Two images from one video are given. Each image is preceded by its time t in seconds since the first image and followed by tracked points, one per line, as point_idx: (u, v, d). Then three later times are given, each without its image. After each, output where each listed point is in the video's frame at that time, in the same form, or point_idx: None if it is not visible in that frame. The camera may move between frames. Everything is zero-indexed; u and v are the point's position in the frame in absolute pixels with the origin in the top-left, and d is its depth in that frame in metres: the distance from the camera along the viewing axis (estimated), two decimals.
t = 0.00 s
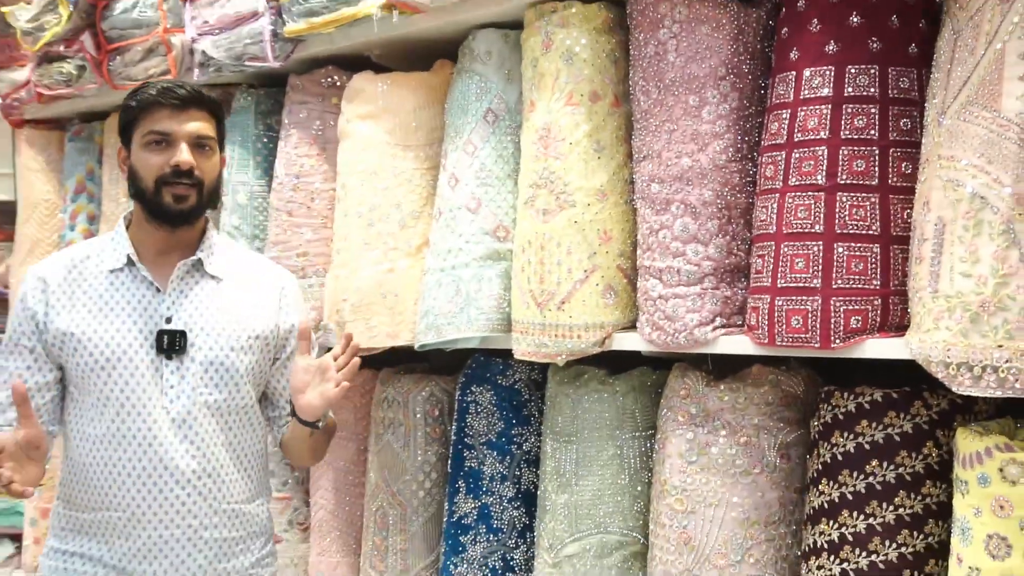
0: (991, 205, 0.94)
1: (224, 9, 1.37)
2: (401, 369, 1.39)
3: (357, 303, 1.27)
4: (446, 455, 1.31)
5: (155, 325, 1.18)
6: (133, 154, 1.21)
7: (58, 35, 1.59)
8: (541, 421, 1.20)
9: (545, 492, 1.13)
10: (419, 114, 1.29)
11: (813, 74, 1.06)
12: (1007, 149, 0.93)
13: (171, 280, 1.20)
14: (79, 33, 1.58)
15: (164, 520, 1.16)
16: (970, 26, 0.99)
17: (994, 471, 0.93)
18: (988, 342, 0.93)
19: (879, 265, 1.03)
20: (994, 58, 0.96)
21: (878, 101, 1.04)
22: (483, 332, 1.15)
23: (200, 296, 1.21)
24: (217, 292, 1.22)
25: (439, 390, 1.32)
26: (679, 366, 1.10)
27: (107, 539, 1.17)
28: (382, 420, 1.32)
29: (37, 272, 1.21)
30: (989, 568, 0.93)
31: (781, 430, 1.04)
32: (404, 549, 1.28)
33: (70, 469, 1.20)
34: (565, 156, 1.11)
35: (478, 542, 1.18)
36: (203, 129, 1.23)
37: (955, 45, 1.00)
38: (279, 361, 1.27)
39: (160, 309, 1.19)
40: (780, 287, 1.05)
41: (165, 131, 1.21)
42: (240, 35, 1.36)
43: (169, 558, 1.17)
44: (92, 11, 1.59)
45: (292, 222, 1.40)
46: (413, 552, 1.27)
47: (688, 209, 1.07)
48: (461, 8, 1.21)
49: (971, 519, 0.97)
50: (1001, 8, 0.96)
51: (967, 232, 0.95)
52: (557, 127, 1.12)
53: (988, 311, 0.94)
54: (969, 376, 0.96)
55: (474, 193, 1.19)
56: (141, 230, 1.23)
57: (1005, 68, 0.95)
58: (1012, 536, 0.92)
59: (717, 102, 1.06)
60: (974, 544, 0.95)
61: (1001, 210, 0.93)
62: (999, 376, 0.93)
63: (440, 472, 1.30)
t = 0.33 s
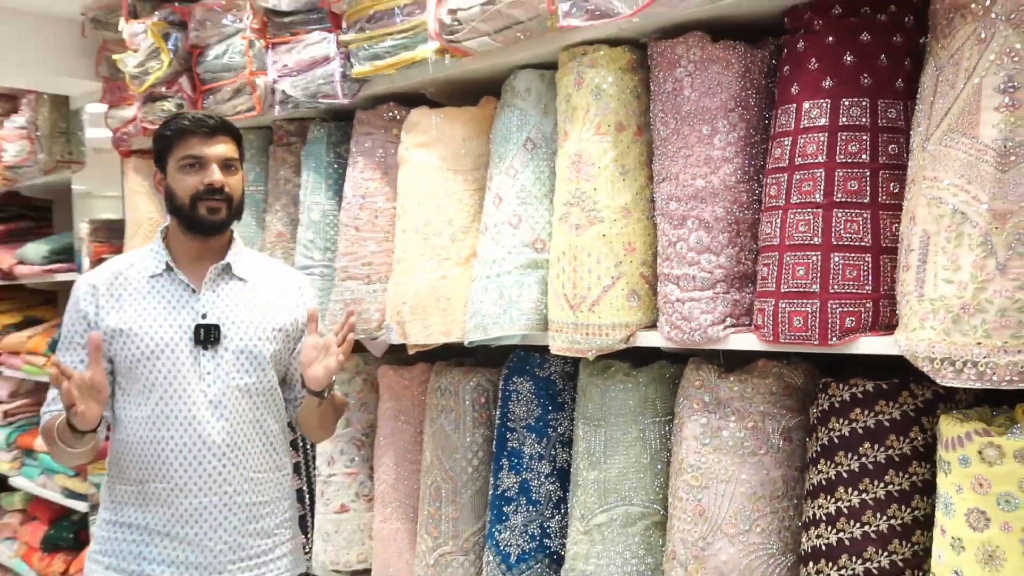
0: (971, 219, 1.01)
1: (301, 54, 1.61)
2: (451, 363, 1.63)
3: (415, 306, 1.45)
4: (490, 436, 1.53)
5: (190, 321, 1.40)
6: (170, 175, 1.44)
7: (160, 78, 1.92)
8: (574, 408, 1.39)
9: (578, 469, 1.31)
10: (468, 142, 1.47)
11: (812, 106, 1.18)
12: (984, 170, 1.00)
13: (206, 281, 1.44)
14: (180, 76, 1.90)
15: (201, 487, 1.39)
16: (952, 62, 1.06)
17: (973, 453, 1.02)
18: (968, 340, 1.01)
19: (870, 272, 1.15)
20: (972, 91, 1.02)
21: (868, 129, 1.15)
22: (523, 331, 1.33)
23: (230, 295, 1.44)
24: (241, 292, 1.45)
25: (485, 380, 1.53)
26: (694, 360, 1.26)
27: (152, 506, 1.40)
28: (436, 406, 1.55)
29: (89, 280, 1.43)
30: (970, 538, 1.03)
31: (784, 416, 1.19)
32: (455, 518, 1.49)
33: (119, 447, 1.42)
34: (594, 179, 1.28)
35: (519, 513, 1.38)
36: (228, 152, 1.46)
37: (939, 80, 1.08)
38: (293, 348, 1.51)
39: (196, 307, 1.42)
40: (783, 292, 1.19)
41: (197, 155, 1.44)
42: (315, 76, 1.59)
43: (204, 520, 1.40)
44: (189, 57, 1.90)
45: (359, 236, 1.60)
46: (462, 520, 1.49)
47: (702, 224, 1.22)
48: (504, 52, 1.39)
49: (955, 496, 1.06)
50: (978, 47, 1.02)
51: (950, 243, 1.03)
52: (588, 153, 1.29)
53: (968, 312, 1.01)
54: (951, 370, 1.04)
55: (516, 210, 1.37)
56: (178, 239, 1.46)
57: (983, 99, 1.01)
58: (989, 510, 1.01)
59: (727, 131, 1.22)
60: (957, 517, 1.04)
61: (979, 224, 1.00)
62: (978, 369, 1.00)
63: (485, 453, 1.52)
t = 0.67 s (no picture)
0: (984, 223, 1.01)
1: (333, 63, 1.68)
2: (475, 361, 1.69)
3: (441, 305, 1.51)
4: (512, 431, 1.60)
5: (191, 320, 1.48)
6: (166, 181, 1.49)
7: (200, 86, 1.98)
8: (593, 404, 1.49)
9: (597, 464, 1.39)
10: (492, 148, 1.52)
11: (827, 113, 1.18)
12: (997, 176, 1.01)
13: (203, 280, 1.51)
14: (217, 85, 1.96)
15: (205, 478, 1.47)
16: (965, 71, 1.06)
17: (985, 451, 1.02)
18: (981, 340, 1.01)
19: (884, 274, 1.15)
20: (986, 100, 1.02)
21: (882, 135, 1.15)
22: (545, 329, 1.38)
23: (229, 294, 1.52)
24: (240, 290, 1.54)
25: (507, 376, 1.61)
26: (711, 358, 1.31)
27: (156, 499, 1.47)
28: (460, 401, 1.62)
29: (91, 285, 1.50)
30: (981, 534, 1.02)
31: (797, 413, 1.23)
32: (478, 509, 1.57)
33: (122, 444, 1.49)
34: (615, 183, 1.33)
35: (540, 505, 1.47)
36: (220, 155, 1.53)
37: (952, 88, 1.07)
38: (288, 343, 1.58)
39: (196, 307, 1.49)
40: (798, 293, 1.19)
41: (191, 160, 1.50)
42: (347, 84, 1.66)
43: (208, 511, 1.47)
44: (227, 66, 1.97)
45: (388, 237, 1.66)
46: (485, 511, 1.57)
47: (719, 227, 1.26)
48: (528, 61, 1.45)
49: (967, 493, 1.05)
50: (992, 56, 1.02)
51: (962, 246, 1.03)
52: (609, 158, 1.34)
53: (981, 314, 1.01)
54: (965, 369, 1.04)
55: (539, 213, 1.42)
56: (174, 241, 1.53)
57: (995, 108, 1.02)
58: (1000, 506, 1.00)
59: (745, 137, 1.25)
60: (968, 514, 1.04)
61: (992, 228, 1.01)
62: (990, 369, 1.00)
63: (507, 447, 1.60)
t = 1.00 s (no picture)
0: (1005, 221, 1.01)
1: (349, 62, 1.69)
2: (491, 358, 1.69)
3: (456, 303, 1.51)
4: (528, 429, 1.60)
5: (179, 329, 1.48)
6: (155, 191, 1.47)
7: (217, 85, 1.99)
8: (608, 402, 1.49)
9: (613, 462, 1.39)
10: (507, 145, 1.53)
11: (846, 111, 1.17)
12: (1019, 173, 1.00)
13: (190, 289, 1.51)
14: (234, 83, 1.97)
15: (190, 486, 1.48)
16: (986, 67, 1.04)
17: (1006, 450, 1.01)
18: (1002, 339, 1.00)
19: (904, 272, 1.14)
20: (1008, 96, 1.01)
21: (902, 133, 1.14)
22: (560, 327, 1.39)
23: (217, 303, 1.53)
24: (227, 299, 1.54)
25: (523, 374, 1.61)
26: (727, 357, 1.30)
27: (141, 502, 1.47)
28: (475, 399, 1.63)
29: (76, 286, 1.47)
30: (1002, 534, 1.01)
31: (815, 412, 1.23)
32: (493, 506, 1.58)
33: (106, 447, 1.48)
34: (631, 180, 1.33)
35: (556, 503, 1.47)
36: (212, 166, 1.50)
37: (973, 84, 1.06)
38: (273, 350, 1.58)
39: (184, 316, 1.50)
40: (816, 291, 1.18)
41: (181, 171, 1.47)
42: (363, 82, 1.67)
43: (192, 515, 1.49)
44: (243, 64, 1.98)
45: (403, 235, 1.67)
46: (501, 509, 1.57)
47: (736, 225, 1.25)
48: (544, 59, 1.45)
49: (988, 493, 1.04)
50: (1015, 52, 1.01)
51: (983, 244, 1.02)
52: (625, 156, 1.33)
53: (1002, 312, 1.00)
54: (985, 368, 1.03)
55: (554, 211, 1.42)
56: (163, 248, 1.52)
57: (1017, 104, 1.01)
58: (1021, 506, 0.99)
59: (762, 135, 1.25)
60: (989, 514, 1.03)
61: (1013, 226, 1.00)
62: (1011, 368, 0.99)
63: (522, 445, 1.60)
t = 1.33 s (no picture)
0: None
1: (361, 64, 1.70)
2: (504, 359, 1.69)
3: (470, 304, 1.52)
4: (542, 430, 1.60)
5: (165, 346, 1.41)
6: (157, 200, 1.41)
7: (230, 88, 2.00)
8: (623, 402, 1.49)
9: (628, 462, 1.39)
10: (520, 146, 1.53)
11: (861, 108, 1.17)
12: None
13: (180, 305, 1.43)
14: (247, 86, 1.98)
15: (172, 499, 1.41)
16: (1004, 63, 1.03)
17: None
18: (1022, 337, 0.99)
19: (920, 270, 1.13)
20: None
21: (917, 130, 1.13)
22: (575, 327, 1.39)
23: (206, 322, 1.44)
24: (217, 317, 1.45)
25: (537, 375, 1.60)
26: (742, 356, 1.30)
27: (126, 512, 1.41)
28: (490, 400, 1.63)
29: (66, 291, 1.41)
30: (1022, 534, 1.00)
31: (831, 412, 1.22)
32: (508, 507, 1.58)
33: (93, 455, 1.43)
34: (645, 180, 1.32)
35: (571, 504, 1.47)
36: (218, 181, 1.45)
37: (990, 81, 1.05)
38: (268, 365, 1.52)
39: (172, 332, 1.41)
40: (832, 290, 1.17)
41: (185, 183, 1.41)
42: (375, 84, 1.67)
43: (177, 530, 1.42)
44: (256, 68, 1.99)
45: (417, 237, 1.67)
46: (516, 509, 1.57)
47: (751, 224, 1.24)
48: (557, 59, 1.45)
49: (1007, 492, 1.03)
50: None
51: (1002, 241, 1.01)
52: (639, 155, 1.33)
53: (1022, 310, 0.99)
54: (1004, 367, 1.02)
55: (568, 211, 1.42)
56: (157, 258, 1.44)
57: None
58: None
59: (776, 133, 1.24)
60: (1009, 514, 1.02)
61: None
62: None
63: (536, 446, 1.59)
